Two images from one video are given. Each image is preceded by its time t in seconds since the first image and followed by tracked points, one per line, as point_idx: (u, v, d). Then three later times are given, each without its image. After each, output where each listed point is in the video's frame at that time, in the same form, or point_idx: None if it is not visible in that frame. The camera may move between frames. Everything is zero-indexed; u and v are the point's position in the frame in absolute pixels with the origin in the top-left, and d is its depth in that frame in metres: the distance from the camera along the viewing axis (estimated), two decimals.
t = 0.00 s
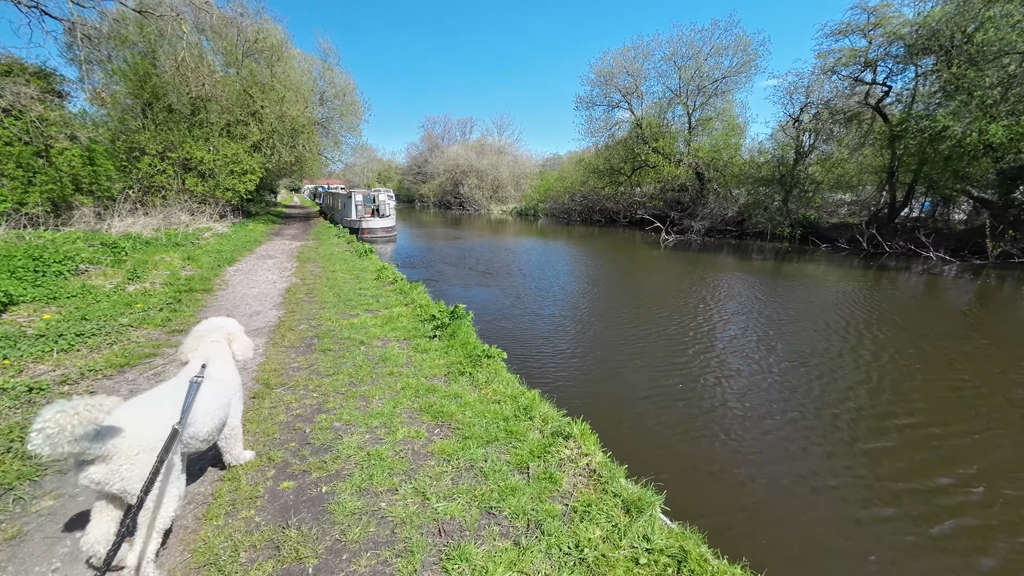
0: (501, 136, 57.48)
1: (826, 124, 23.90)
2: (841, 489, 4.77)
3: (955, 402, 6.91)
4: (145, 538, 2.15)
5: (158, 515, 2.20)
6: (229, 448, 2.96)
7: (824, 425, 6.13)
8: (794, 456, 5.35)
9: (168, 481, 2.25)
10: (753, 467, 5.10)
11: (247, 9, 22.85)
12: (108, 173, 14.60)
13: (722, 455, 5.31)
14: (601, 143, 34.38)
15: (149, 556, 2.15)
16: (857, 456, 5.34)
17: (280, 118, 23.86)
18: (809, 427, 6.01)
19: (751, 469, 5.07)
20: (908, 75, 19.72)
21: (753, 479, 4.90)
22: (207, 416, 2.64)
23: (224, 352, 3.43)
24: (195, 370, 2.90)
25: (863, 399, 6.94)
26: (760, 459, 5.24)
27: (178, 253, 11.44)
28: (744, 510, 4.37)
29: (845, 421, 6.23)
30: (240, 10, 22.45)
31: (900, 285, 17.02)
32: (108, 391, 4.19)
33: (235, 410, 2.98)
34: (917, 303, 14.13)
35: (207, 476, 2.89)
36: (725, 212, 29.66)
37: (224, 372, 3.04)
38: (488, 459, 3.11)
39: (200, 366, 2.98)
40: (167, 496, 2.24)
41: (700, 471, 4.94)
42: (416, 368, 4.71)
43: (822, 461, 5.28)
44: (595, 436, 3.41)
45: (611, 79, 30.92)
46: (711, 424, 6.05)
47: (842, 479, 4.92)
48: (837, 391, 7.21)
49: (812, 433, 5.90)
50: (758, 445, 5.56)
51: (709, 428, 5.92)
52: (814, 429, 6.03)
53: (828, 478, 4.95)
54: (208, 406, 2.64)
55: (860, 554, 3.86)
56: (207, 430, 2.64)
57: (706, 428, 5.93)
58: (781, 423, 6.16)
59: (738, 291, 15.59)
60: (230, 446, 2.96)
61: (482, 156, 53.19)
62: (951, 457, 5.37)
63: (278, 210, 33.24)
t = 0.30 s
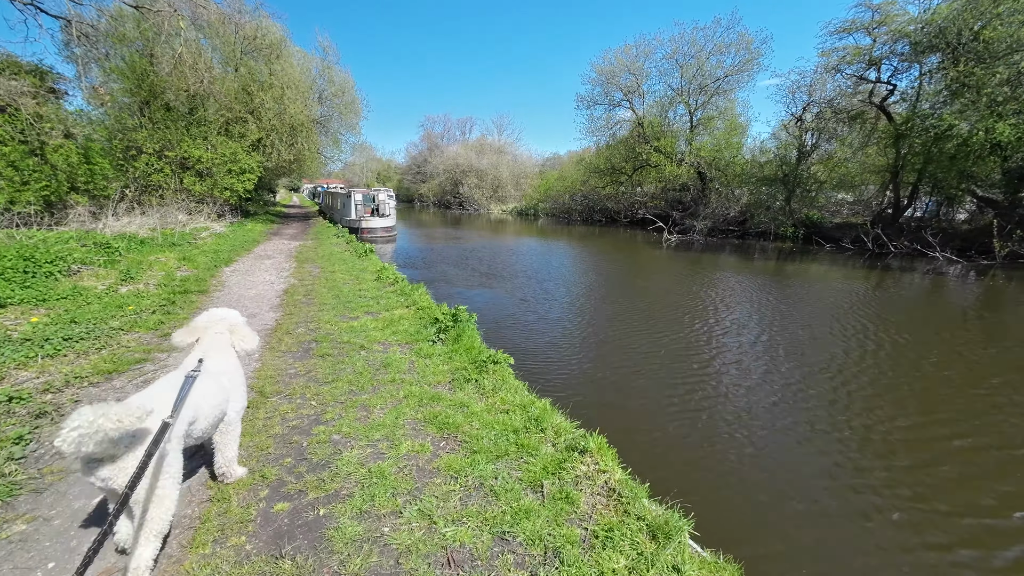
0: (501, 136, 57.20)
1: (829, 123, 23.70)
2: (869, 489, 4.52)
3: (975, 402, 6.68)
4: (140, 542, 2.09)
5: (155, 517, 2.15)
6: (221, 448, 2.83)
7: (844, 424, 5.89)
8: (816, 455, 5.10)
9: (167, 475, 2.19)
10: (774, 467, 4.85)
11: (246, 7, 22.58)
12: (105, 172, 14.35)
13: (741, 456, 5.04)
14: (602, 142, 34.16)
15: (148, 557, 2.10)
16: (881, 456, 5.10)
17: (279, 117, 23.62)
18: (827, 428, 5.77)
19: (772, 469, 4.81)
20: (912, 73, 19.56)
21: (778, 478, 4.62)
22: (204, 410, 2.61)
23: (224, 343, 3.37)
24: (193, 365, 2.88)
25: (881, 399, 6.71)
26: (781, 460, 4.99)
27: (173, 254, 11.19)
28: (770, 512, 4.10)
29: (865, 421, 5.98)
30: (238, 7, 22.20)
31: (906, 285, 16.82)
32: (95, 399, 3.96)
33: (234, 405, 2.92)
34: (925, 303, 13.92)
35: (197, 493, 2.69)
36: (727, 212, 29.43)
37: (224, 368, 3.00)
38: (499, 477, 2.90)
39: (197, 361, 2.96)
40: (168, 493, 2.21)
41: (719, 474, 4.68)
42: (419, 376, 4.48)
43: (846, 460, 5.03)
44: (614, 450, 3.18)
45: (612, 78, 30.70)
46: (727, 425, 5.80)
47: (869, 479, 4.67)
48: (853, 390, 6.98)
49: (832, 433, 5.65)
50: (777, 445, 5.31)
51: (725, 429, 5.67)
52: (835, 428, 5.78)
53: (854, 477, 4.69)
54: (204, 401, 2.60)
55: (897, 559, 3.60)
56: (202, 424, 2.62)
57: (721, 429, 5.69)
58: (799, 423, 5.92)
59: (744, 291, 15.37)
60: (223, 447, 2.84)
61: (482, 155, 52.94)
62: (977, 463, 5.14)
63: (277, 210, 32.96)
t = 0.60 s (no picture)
0: (501, 136, 56.91)
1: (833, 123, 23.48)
2: (894, 512, 4.30)
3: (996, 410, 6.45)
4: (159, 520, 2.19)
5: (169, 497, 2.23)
6: (211, 459, 2.60)
7: (863, 438, 5.67)
8: (836, 476, 4.88)
9: (163, 472, 2.17)
10: (793, 490, 4.62)
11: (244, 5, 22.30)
12: (99, 171, 14.06)
13: (758, 476, 4.82)
14: (603, 142, 33.90)
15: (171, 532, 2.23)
16: (904, 476, 4.89)
17: (278, 116, 23.35)
18: (846, 442, 5.54)
19: (792, 493, 4.59)
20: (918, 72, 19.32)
21: (798, 503, 4.40)
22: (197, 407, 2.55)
23: (206, 348, 3.18)
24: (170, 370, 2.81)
25: (898, 408, 6.48)
26: (800, 477, 4.76)
27: (167, 255, 10.91)
28: (795, 544, 3.88)
29: (885, 435, 5.76)
30: (236, 5, 21.90)
31: (912, 287, 16.61)
32: (72, 416, 3.69)
33: (219, 412, 2.64)
34: (934, 306, 13.69)
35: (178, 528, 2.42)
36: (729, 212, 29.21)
37: (203, 372, 2.91)
38: (507, 505, 2.65)
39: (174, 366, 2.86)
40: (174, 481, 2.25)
41: (737, 497, 4.45)
42: (420, 388, 4.23)
43: (868, 482, 4.82)
44: (631, 474, 2.94)
45: (614, 77, 30.46)
46: (740, 438, 5.57)
47: (892, 503, 4.46)
48: (869, 399, 6.76)
49: (851, 448, 5.42)
50: (795, 463, 5.08)
51: (739, 443, 5.43)
52: (854, 442, 5.55)
53: (878, 501, 4.48)
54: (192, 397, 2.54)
55: None
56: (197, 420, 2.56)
57: (735, 443, 5.45)
58: (816, 436, 5.68)
59: (748, 293, 15.13)
60: (214, 459, 2.61)
61: (482, 155, 52.66)
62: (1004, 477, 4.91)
63: (274, 210, 32.64)
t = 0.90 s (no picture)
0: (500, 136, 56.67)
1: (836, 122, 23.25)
2: (922, 527, 4.08)
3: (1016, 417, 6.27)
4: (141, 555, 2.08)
5: (152, 529, 2.14)
6: (227, 458, 2.80)
7: (884, 444, 5.45)
8: (860, 486, 4.67)
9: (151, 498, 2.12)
10: (818, 502, 4.40)
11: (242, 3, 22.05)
12: (95, 171, 13.82)
13: (779, 487, 4.60)
14: (604, 141, 33.68)
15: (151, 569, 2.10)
16: (930, 486, 4.68)
17: (276, 116, 23.09)
18: (866, 449, 5.34)
19: (816, 505, 4.36)
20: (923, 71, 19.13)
21: (822, 517, 4.19)
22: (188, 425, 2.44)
23: (200, 357, 2.97)
24: (164, 381, 2.64)
25: (916, 414, 6.29)
26: (820, 490, 4.55)
27: (162, 257, 10.66)
28: (823, 560, 3.65)
29: (904, 441, 5.56)
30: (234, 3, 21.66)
31: (918, 288, 16.44)
32: (52, 433, 3.46)
33: (218, 417, 2.73)
34: (942, 308, 13.50)
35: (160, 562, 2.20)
36: (731, 213, 29.00)
37: (199, 377, 2.77)
38: (521, 536, 2.44)
39: (169, 376, 2.69)
40: (162, 508, 2.17)
41: (759, 510, 4.22)
42: (422, 400, 4.00)
43: (893, 490, 4.61)
44: (653, 500, 2.73)
45: (616, 76, 30.24)
46: (757, 446, 5.35)
47: (920, 515, 4.26)
48: (886, 403, 6.55)
49: (871, 456, 5.21)
50: (816, 473, 4.86)
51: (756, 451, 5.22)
52: (873, 448, 5.35)
53: (904, 513, 4.27)
54: (185, 416, 2.42)
55: None
56: (187, 440, 2.46)
57: (752, 451, 5.24)
58: (834, 443, 5.47)
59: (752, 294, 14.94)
60: (230, 457, 2.81)
61: (481, 155, 52.41)
62: None
63: (272, 210, 32.35)
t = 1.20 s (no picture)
0: (500, 136, 56.48)
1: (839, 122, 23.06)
2: (951, 534, 3.91)
3: None
4: None
5: (147, 557, 1.98)
6: (222, 474, 2.59)
7: (906, 446, 5.28)
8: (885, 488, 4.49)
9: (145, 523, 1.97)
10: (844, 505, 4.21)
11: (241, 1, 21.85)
12: (92, 171, 13.61)
13: (802, 490, 4.42)
14: (605, 141, 33.49)
15: None
16: (958, 490, 4.50)
17: (276, 115, 22.90)
18: (887, 450, 5.16)
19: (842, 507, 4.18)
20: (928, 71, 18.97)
21: (846, 524, 4.01)
22: (192, 442, 2.28)
23: (205, 361, 2.78)
24: (168, 389, 2.46)
25: (935, 415, 6.11)
26: (842, 496, 4.37)
27: (159, 258, 10.44)
28: (854, 571, 3.47)
29: (925, 443, 5.39)
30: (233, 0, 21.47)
31: (924, 288, 16.29)
32: (39, 445, 3.27)
33: (224, 430, 2.57)
34: (950, 308, 13.34)
35: None
36: (733, 213, 28.82)
37: (205, 386, 2.61)
38: (541, 562, 2.26)
39: (175, 384, 2.51)
40: (161, 533, 2.03)
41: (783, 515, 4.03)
42: (430, 410, 3.83)
43: (919, 493, 4.43)
44: (681, 522, 2.54)
45: (617, 76, 30.05)
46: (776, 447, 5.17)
47: (950, 521, 4.09)
48: (904, 403, 6.37)
49: (894, 457, 5.03)
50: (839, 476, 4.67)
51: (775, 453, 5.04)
52: (895, 450, 5.18)
53: (934, 518, 4.09)
54: (189, 430, 2.27)
55: None
56: (191, 456, 2.30)
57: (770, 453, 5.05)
58: (855, 444, 5.29)
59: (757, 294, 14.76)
60: (226, 473, 2.60)
61: (481, 155, 52.21)
62: None
63: (272, 211, 32.14)
